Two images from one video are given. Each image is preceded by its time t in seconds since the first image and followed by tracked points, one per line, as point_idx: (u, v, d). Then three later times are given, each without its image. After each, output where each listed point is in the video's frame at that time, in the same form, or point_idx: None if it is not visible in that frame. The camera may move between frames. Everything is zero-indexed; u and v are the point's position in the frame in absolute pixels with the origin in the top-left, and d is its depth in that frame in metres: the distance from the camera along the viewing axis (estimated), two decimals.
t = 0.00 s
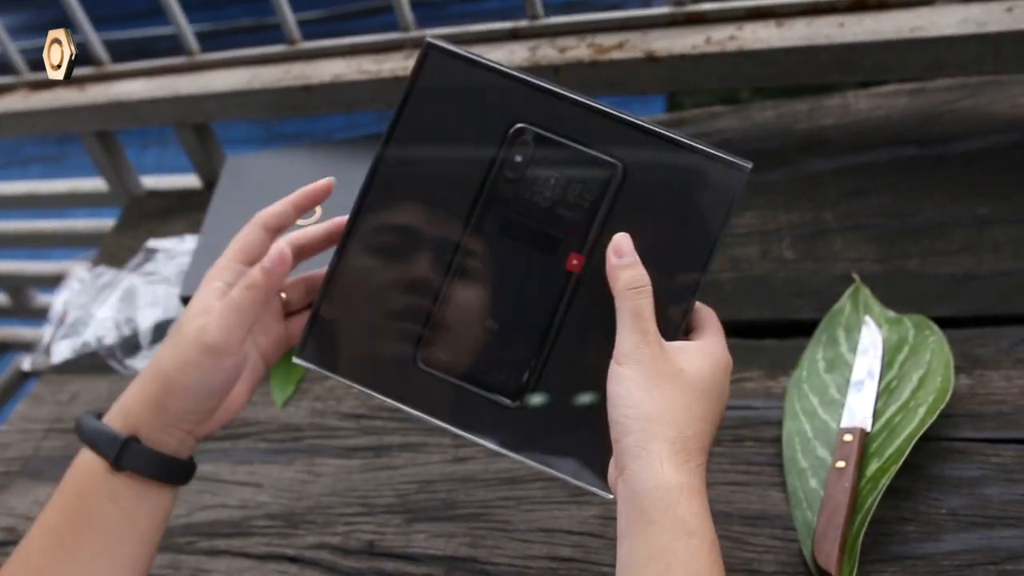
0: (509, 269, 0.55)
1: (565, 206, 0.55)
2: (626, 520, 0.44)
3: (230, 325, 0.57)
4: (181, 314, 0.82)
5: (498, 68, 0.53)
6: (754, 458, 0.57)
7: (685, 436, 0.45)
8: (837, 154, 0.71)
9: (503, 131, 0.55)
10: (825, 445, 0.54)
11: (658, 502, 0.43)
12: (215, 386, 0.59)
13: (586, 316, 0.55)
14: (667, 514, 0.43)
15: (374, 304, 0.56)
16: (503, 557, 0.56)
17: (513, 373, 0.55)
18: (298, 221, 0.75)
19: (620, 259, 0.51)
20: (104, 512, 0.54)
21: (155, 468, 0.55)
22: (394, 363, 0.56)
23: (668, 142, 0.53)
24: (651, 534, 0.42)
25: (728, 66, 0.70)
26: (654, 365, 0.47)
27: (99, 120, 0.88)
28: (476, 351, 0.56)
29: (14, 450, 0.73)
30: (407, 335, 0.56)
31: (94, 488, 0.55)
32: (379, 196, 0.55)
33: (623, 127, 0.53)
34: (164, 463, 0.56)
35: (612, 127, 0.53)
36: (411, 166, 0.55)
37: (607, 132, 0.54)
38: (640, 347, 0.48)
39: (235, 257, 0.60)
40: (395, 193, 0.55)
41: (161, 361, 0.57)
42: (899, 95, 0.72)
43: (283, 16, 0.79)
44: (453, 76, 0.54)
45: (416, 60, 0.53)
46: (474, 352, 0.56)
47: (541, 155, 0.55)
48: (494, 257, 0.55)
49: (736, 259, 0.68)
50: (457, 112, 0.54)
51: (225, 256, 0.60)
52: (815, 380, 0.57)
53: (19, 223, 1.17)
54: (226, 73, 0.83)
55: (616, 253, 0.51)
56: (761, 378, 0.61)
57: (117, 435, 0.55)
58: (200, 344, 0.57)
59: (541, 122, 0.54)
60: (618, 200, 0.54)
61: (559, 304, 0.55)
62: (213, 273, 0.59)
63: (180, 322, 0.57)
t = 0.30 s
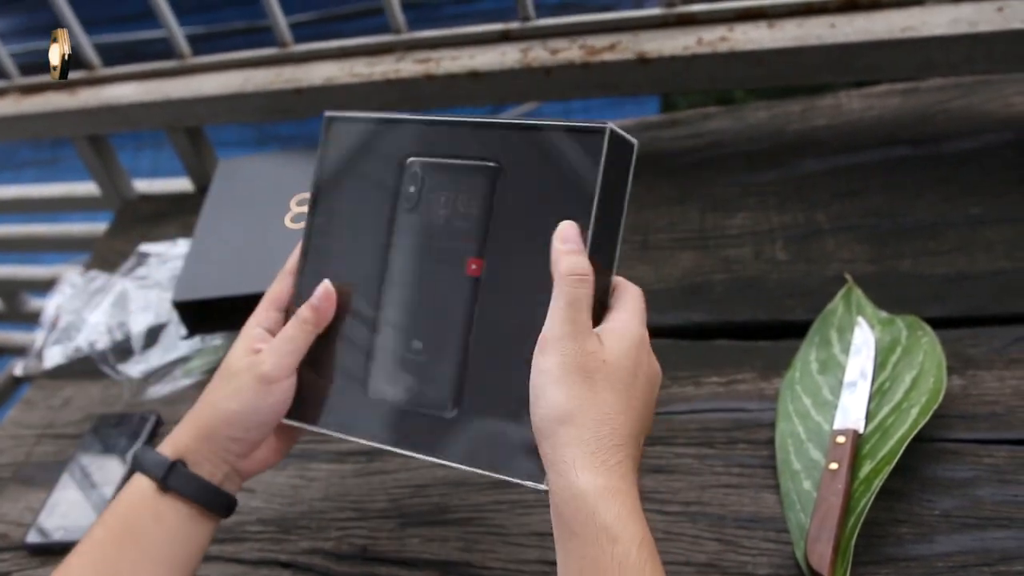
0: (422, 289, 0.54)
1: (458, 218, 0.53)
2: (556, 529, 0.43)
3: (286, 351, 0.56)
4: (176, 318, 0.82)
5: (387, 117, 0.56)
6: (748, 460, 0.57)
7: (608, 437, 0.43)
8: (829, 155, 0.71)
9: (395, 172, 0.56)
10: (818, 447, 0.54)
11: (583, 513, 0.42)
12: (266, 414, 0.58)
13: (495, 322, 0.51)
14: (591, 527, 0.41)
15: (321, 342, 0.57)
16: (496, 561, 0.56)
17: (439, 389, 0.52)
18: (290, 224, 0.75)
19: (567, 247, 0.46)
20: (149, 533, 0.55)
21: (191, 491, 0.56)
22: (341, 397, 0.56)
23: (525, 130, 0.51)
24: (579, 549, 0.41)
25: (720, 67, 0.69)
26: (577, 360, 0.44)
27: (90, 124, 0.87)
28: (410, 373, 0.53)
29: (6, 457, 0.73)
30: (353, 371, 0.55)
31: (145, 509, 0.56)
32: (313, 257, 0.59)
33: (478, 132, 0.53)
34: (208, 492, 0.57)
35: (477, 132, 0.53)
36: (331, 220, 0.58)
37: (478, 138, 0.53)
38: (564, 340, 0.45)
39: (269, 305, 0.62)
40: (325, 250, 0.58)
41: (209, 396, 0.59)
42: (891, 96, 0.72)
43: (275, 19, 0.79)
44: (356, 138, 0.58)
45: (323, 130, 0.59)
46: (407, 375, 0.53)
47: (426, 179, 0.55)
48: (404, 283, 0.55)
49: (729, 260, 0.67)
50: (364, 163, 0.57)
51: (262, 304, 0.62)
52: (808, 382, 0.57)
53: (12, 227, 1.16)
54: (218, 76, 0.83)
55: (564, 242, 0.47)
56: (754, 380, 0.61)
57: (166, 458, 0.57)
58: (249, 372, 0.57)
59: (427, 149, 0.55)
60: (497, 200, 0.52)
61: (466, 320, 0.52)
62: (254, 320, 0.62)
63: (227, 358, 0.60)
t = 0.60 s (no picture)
0: (345, 240, 0.52)
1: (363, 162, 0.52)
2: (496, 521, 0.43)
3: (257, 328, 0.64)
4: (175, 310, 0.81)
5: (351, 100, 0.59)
6: (748, 451, 0.56)
7: (535, 428, 0.43)
8: (830, 145, 0.70)
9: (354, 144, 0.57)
10: (819, 437, 0.54)
11: (528, 509, 0.42)
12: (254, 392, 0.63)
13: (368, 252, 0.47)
14: (539, 522, 0.42)
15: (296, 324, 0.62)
16: (494, 552, 0.55)
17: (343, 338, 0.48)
18: (289, 217, 0.75)
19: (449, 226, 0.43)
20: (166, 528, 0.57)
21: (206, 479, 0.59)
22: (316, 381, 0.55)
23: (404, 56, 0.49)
24: (528, 545, 0.41)
25: (720, 57, 0.69)
26: (484, 359, 0.42)
27: (88, 116, 0.87)
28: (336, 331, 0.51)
29: (5, 449, 0.73)
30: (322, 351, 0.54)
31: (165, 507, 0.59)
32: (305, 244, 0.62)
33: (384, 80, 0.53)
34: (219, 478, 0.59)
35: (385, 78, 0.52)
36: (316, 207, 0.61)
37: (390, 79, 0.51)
38: (467, 341, 0.42)
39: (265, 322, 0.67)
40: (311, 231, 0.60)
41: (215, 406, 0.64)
42: (893, 85, 0.72)
43: (273, 9, 0.79)
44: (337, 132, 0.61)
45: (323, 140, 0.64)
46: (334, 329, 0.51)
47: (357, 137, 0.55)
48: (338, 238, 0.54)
49: (730, 250, 0.67)
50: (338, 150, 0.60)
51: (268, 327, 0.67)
52: (809, 372, 0.57)
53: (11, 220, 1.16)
54: (217, 67, 0.83)
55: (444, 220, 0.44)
56: (755, 370, 0.60)
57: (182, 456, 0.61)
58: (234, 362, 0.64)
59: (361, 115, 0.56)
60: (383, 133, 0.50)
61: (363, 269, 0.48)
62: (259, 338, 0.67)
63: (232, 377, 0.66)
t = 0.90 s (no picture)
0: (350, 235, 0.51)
1: (367, 157, 0.51)
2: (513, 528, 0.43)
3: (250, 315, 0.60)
4: (178, 310, 0.81)
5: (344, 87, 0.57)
6: (754, 455, 0.56)
7: (553, 438, 0.43)
8: (837, 147, 0.70)
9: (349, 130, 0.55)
10: (825, 442, 0.54)
11: (544, 516, 0.42)
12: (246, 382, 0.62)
13: (383, 255, 0.47)
14: (555, 530, 0.41)
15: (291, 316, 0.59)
16: (499, 556, 0.55)
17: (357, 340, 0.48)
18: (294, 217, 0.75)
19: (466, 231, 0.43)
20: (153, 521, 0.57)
21: (196, 472, 0.59)
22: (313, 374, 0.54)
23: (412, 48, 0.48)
24: (545, 552, 0.41)
25: (727, 58, 0.69)
26: (502, 369, 0.43)
27: (93, 114, 0.87)
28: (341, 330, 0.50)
29: (8, 448, 0.73)
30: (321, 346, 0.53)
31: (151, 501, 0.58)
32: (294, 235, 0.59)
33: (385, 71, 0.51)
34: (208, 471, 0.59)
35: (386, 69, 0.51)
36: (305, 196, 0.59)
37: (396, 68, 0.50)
38: (486, 350, 0.42)
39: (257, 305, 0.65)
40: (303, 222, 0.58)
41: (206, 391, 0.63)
42: (900, 87, 0.72)
43: (278, 8, 0.79)
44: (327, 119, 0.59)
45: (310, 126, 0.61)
46: (341, 327, 0.50)
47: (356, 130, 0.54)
48: (342, 233, 0.53)
49: (736, 253, 0.67)
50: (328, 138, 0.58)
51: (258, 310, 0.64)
52: (815, 376, 0.57)
53: (15, 218, 1.16)
54: (221, 66, 0.83)
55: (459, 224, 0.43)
56: (761, 374, 0.60)
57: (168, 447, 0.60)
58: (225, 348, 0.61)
59: (358, 105, 0.54)
60: (390, 127, 0.49)
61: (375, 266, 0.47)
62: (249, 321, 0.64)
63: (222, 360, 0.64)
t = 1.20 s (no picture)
0: (392, 239, 0.51)
1: (410, 164, 0.52)
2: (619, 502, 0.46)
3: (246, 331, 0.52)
4: (178, 311, 0.81)
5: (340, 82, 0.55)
6: (756, 458, 0.56)
7: (662, 426, 0.46)
8: (840, 149, 0.70)
9: (347, 130, 0.54)
10: (827, 445, 0.53)
11: (654, 495, 0.45)
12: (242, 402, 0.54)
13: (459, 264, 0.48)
14: (666, 513, 0.44)
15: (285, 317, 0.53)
16: (499, 560, 0.55)
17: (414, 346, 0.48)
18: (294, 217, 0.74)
19: (571, 247, 0.45)
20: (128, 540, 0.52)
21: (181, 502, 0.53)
22: (309, 370, 0.52)
23: (485, 66, 0.49)
24: (655, 530, 0.44)
25: (730, 60, 0.68)
26: (626, 367, 0.44)
27: (94, 116, 0.87)
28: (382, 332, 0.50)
29: (8, 450, 0.72)
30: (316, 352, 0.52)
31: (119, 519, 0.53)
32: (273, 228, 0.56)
33: (420, 80, 0.51)
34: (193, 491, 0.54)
35: (432, 77, 0.51)
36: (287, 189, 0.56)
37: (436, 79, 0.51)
38: (613, 351, 0.44)
39: (229, 290, 0.58)
40: (288, 216, 0.55)
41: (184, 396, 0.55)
42: (903, 89, 0.71)
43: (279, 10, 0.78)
44: (312, 112, 0.56)
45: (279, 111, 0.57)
46: (365, 333, 0.51)
47: (376, 133, 0.53)
48: (373, 236, 0.52)
49: (738, 255, 0.67)
50: (318, 134, 0.56)
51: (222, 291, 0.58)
52: (817, 379, 0.56)
53: (18, 219, 1.16)
54: (222, 67, 0.82)
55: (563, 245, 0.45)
56: (763, 377, 0.60)
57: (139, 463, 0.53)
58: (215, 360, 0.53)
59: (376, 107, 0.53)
60: (453, 139, 0.50)
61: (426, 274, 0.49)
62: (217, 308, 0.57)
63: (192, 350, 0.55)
